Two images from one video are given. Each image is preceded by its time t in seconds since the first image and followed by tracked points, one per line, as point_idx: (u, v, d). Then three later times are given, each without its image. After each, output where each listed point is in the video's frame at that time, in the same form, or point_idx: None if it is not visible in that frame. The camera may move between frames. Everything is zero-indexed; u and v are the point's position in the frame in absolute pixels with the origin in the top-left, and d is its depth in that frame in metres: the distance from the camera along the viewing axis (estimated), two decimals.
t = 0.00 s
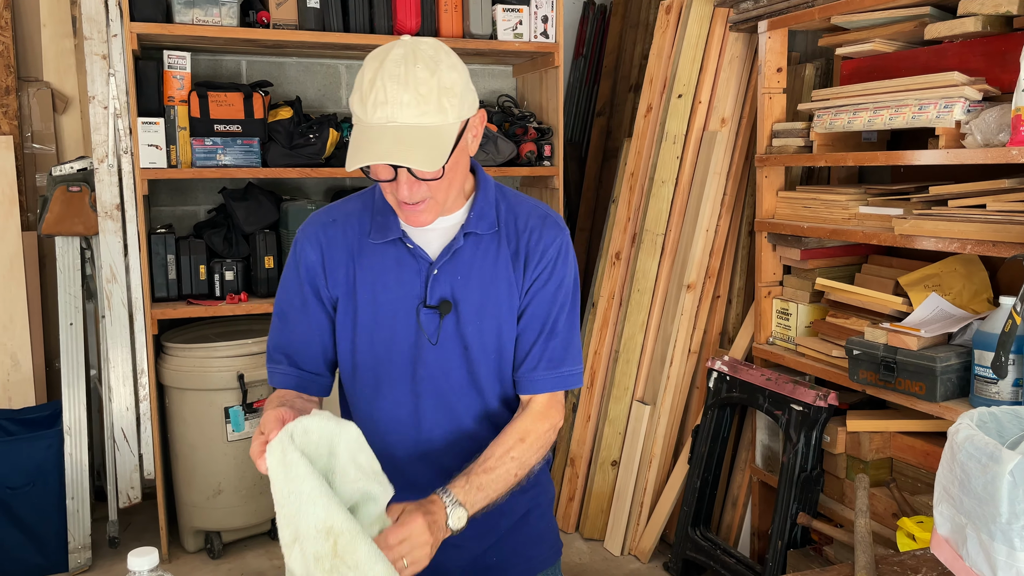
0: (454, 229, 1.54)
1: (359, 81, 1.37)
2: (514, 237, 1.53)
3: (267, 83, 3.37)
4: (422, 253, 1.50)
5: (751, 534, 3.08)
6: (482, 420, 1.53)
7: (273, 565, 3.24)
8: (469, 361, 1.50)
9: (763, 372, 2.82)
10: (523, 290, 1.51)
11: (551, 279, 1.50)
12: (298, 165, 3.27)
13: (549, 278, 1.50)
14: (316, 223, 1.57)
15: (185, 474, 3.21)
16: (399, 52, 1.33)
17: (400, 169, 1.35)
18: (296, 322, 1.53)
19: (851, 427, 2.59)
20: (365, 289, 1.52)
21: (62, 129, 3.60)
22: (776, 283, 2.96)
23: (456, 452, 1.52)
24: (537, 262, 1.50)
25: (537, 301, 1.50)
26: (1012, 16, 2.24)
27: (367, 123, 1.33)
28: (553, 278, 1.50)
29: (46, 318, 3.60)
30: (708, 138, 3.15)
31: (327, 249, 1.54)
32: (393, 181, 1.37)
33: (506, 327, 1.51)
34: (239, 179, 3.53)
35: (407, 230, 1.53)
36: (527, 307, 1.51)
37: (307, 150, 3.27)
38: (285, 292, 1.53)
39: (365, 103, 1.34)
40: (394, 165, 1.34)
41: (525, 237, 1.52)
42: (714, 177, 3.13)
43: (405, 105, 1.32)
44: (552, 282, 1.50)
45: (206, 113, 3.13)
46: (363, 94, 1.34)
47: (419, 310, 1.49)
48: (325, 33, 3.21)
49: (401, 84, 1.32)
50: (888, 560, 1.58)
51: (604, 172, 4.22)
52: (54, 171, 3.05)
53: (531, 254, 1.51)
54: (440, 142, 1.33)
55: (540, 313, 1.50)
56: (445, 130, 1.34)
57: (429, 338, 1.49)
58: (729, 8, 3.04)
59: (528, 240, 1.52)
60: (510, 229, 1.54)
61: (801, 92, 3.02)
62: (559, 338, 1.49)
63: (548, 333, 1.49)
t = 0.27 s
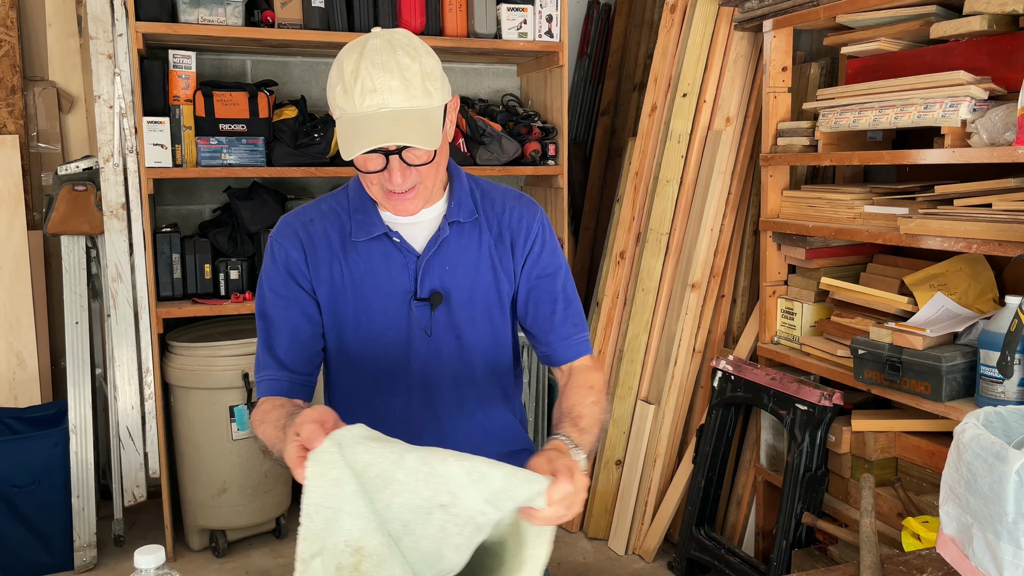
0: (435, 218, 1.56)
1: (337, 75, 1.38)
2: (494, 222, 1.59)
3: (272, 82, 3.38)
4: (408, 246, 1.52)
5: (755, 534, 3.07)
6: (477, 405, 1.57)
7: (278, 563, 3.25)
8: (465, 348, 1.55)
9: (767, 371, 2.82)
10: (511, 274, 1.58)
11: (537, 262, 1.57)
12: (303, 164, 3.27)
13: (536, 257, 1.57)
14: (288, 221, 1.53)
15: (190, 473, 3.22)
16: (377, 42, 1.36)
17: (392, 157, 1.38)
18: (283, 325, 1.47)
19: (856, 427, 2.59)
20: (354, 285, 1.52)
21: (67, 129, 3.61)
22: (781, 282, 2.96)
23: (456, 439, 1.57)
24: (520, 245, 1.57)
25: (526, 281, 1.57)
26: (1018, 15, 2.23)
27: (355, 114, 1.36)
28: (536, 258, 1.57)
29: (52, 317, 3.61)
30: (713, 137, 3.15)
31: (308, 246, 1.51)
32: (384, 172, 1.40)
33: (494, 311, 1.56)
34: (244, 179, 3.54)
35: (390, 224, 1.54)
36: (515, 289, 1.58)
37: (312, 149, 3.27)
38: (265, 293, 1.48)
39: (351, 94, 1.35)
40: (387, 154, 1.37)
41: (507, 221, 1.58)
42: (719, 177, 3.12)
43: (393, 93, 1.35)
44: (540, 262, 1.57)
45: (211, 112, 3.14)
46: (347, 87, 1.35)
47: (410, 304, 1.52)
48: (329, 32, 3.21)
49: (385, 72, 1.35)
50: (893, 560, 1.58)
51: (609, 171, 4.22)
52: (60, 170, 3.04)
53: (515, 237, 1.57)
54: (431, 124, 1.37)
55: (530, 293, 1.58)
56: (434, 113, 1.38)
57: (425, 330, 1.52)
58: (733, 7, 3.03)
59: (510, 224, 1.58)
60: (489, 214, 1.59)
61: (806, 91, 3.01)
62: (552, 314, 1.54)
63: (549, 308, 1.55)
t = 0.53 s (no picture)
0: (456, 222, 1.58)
1: (368, 91, 1.37)
2: (512, 221, 1.61)
3: (276, 81, 3.38)
4: (432, 250, 1.53)
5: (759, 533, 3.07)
6: (498, 403, 1.59)
7: (281, 562, 3.25)
8: (488, 347, 1.57)
9: (772, 371, 2.83)
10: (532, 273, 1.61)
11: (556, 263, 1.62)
12: (307, 163, 3.27)
13: (556, 255, 1.62)
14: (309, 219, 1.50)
15: (194, 471, 3.22)
16: (407, 51, 1.36)
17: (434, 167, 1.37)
18: (325, 313, 1.41)
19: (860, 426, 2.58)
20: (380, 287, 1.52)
21: (71, 127, 3.62)
22: (785, 281, 2.95)
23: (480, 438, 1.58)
24: (541, 244, 1.60)
25: (546, 279, 1.62)
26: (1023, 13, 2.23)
27: (398, 126, 1.34)
28: (555, 258, 1.61)
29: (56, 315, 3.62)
30: (717, 136, 3.14)
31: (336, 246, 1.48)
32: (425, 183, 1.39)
33: (514, 311, 1.60)
34: (248, 178, 3.54)
35: (413, 225, 1.53)
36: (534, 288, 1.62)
37: (316, 148, 3.27)
38: (301, 286, 1.42)
39: (391, 109, 1.35)
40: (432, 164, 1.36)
41: (525, 222, 1.61)
42: (723, 175, 3.12)
43: (433, 101, 1.35)
44: (559, 260, 1.62)
45: (215, 111, 3.14)
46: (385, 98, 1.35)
47: (433, 308, 1.54)
48: (333, 31, 3.21)
49: (422, 81, 1.35)
50: (897, 559, 1.58)
51: (612, 169, 4.22)
52: (64, 169, 3.04)
53: (535, 235, 1.60)
54: (471, 131, 1.38)
55: (548, 290, 1.63)
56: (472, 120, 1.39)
57: (450, 333, 1.54)
58: (738, 5, 3.02)
59: (529, 223, 1.61)
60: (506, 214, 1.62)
61: (811, 89, 3.01)
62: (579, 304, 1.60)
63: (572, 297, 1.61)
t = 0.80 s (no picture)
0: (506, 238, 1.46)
1: (439, 109, 1.24)
2: (564, 242, 1.50)
3: (276, 77, 3.37)
4: (482, 270, 1.42)
5: (760, 529, 3.07)
6: (537, 432, 1.51)
7: (283, 558, 3.26)
8: (532, 378, 1.47)
9: (772, 366, 2.83)
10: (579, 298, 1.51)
11: (608, 288, 1.51)
12: (307, 159, 3.27)
13: (608, 283, 1.51)
14: (351, 234, 1.38)
15: (195, 467, 3.22)
16: (482, 65, 1.24)
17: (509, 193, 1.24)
18: (354, 361, 1.35)
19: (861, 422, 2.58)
20: (423, 310, 1.40)
21: (72, 124, 3.62)
22: (786, 277, 2.96)
23: (513, 468, 1.51)
24: (595, 271, 1.50)
25: (594, 307, 1.52)
26: None
27: (474, 150, 1.22)
28: (608, 284, 1.51)
29: (57, 311, 3.62)
30: (718, 131, 3.14)
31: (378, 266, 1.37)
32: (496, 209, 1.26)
33: (560, 335, 1.49)
34: (248, 174, 3.54)
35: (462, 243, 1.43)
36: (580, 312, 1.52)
37: (316, 144, 3.28)
38: (334, 322, 1.33)
39: (466, 131, 1.22)
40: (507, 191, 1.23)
41: (579, 241, 1.50)
42: (724, 171, 3.11)
43: (512, 124, 1.22)
44: (611, 289, 1.51)
45: (215, 107, 3.13)
46: (458, 118, 1.22)
47: (481, 329, 1.43)
48: (333, 27, 3.20)
49: (500, 102, 1.22)
50: (898, 554, 1.58)
51: (613, 165, 4.22)
52: (65, 166, 3.04)
53: (589, 261, 1.49)
54: (550, 156, 1.25)
55: (596, 318, 1.53)
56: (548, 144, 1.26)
57: (497, 359, 1.44)
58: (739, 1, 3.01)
59: (583, 246, 1.50)
60: (559, 233, 1.51)
61: (812, 84, 3.00)
62: (616, 343, 1.54)
63: (612, 335, 1.54)
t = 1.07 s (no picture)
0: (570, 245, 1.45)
1: (546, 116, 1.19)
2: (626, 256, 1.48)
3: (273, 69, 3.36)
4: (543, 278, 1.41)
5: (758, 520, 3.07)
6: (579, 437, 1.52)
7: (281, 550, 3.26)
8: (580, 388, 1.48)
9: (770, 357, 2.83)
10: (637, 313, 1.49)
11: (668, 307, 1.48)
12: (304, 151, 3.26)
13: (668, 301, 1.48)
14: (417, 230, 1.37)
15: (193, 460, 3.23)
16: (588, 71, 1.20)
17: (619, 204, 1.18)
18: (403, 359, 1.32)
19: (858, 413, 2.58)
20: (478, 313, 1.40)
21: (68, 117, 3.61)
22: (784, 268, 2.96)
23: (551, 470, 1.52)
24: (657, 290, 1.47)
25: (650, 325, 1.50)
26: None
27: (586, 158, 1.17)
28: (670, 304, 1.48)
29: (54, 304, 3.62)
30: (716, 122, 3.13)
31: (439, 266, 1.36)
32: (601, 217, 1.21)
33: (613, 348, 1.48)
34: (245, 166, 3.53)
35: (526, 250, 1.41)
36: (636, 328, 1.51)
37: (313, 136, 3.27)
38: (388, 319, 1.31)
39: (578, 139, 1.17)
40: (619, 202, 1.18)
41: (642, 256, 1.48)
42: (721, 162, 3.11)
43: (624, 133, 1.18)
44: (670, 309, 1.49)
45: (212, 99, 3.13)
46: (569, 125, 1.18)
47: (536, 337, 1.42)
48: (330, 18, 3.19)
49: (611, 109, 1.18)
50: (894, 542, 1.58)
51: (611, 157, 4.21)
52: (60, 158, 3.02)
53: (651, 279, 1.47)
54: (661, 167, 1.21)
55: (650, 335, 1.50)
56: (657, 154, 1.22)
57: (548, 368, 1.44)
58: None
59: (646, 264, 1.47)
60: (623, 247, 1.49)
61: (810, 75, 3.00)
62: (669, 365, 1.49)
63: (667, 355, 1.49)
